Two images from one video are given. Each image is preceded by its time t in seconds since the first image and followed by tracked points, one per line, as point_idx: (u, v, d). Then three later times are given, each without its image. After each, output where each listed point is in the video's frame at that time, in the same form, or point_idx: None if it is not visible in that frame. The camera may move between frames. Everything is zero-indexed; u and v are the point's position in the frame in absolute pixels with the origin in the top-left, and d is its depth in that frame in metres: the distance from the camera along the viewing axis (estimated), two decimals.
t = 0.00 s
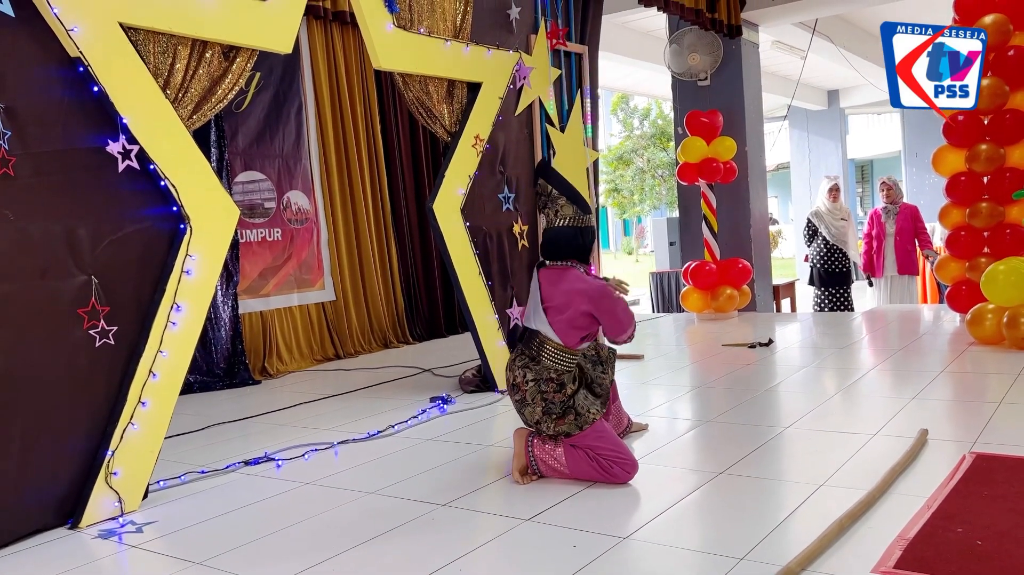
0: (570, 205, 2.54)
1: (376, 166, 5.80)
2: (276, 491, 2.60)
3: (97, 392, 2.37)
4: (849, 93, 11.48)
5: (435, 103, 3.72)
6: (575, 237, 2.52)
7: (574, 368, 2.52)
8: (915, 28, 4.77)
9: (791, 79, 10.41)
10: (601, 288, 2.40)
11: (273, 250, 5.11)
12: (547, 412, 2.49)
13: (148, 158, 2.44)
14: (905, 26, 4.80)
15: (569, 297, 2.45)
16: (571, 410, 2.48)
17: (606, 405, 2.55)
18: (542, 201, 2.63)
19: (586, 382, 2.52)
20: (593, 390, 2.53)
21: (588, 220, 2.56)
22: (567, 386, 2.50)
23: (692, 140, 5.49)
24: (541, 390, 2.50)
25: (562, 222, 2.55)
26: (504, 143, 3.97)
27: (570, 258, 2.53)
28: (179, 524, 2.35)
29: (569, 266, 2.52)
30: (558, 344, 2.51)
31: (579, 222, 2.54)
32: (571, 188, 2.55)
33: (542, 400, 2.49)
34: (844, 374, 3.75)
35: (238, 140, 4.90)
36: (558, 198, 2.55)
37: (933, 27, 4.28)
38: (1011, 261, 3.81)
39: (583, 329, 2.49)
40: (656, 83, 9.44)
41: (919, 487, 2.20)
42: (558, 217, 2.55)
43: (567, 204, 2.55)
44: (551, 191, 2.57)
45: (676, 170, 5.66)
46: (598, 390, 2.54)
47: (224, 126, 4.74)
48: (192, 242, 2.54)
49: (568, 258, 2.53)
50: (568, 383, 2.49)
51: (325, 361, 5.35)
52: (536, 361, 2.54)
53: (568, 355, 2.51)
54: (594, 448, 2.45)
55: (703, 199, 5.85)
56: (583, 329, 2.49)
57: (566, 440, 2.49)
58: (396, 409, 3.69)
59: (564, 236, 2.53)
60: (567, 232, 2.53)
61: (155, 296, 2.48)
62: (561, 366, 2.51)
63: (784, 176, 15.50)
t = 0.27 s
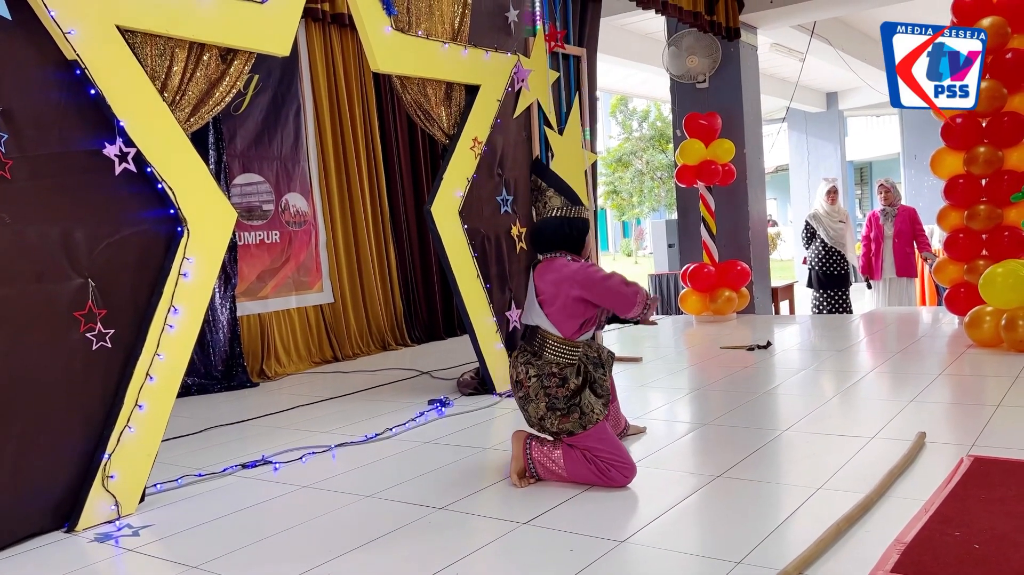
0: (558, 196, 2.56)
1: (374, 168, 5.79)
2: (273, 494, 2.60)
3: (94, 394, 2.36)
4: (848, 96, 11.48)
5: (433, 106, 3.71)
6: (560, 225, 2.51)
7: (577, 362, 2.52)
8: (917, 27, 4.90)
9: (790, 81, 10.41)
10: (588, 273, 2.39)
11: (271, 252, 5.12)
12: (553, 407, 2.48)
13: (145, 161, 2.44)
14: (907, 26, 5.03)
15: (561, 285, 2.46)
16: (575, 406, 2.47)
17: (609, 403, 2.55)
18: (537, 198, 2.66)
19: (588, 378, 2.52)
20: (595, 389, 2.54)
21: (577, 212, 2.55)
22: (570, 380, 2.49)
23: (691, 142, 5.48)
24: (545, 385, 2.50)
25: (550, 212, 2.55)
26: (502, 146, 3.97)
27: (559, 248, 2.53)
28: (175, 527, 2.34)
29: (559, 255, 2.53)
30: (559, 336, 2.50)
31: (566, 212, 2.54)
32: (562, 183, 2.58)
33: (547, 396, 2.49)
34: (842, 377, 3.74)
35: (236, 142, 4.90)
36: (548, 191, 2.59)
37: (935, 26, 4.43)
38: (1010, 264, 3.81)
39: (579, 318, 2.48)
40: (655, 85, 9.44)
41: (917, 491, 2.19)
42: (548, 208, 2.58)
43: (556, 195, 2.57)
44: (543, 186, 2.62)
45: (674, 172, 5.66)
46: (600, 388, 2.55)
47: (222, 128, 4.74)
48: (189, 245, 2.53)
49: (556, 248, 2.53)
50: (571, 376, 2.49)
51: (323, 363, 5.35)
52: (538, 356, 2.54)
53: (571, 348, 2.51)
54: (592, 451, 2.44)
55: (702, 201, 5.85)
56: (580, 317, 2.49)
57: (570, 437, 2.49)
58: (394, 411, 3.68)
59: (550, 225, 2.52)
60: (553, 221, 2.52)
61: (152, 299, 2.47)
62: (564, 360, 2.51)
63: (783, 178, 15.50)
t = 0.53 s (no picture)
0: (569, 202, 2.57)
1: (373, 170, 5.79)
2: (271, 496, 2.59)
3: (91, 397, 2.36)
4: (846, 98, 11.48)
5: (432, 108, 3.71)
6: (574, 232, 2.52)
7: (577, 370, 2.53)
8: (917, 27, 4.94)
9: (788, 83, 10.42)
10: (610, 289, 2.41)
11: (270, 254, 5.12)
12: (551, 413, 2.49)
13: (144, 162, 2.43)
14: (907, 27, 5.12)
15: (576, 298, 2.43)
16: (574, 412, 2.48)
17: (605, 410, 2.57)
18: (540, 200, 2.64)
19: (587, 386, 2.53)
20: (593, 394, 2.55)
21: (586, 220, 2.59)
22: (570, 387, 2.51)
23: (689, 144, 5.48)
24: (545, 391, 2.50)
25: (563, 218, 2.56)
26: (501, 147, 3.97)
27: (573, 257, 2.52)
28: (173, 530, 2.34)
29: (572, 264, 2.52)
30: (563, 345, 2.49)
31: (580, 219, 2.57)
32: (570, 188, 2.59)
33: (546, 400, 2.50)
34: (841, 379, 3.74)
35: (235, 144, 4.90)
36: (557, 195, 2.58)
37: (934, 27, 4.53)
38: (1009, 265, 3.81)
39: (588, 329, 2.48)
40: (653, 87, 9.45)
41: (917, 493, 2.19)
42: (559, 214, 2.57)
43: (566, 200, 2.57)
44: (550, 189, 2.60)
45: (673, 174, 5.66)
46: (598, 395, 2.56)
47: (221, 130, 4.74)
48: (187, 247, 2.53)
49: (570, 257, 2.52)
50: (571, 384, 2.50)
51: (322, 365, 5.34)
52: (539, 361, 2.53)
53: (572, 357, 2.51)
54: (590, 452, 2.44)
55: (701, 203, 5.85)
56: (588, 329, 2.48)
57: (565, 441, 2.50)
58: (392, 413, 3.68)
59: (565, 233, 2.52)
60: (568, 228, 2.52)
61: (150, 301, 2.47)
62: (565, 367, 2.51)
63: (782, 180, 15.51)
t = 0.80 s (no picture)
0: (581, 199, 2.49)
1: (372, 172, 5.79)
2: (271, 498, 2.59)
3: (90, 399, 2.35)
4: (845, 100, 11.50)
5: (431, 109, 3.71)
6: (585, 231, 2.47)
7: (579, 366, 2.53)
8: (918, 27, 5.04)
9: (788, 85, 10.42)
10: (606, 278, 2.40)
11: (269, 256, 5.11)
12: (556, 410, 2.47)
13: (143, 164, 2.43)
14: (906, 27, 5.24)
15: (578, 288, 2.45)
16: (579, 407, 2.47)
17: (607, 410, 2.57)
18: (550, 192, 2.53)
19: (590, 383, 2.53)
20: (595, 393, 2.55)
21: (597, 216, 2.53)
22: (574, 383, 2.50)
23: (688, 146, 5.49)
24: (549, 387, 2.49)
25: (574, 214, 2.48)
26: (500, 149, 3.97)
27: (574, 252, 2.50)
28: (172, 532, 2.33)
29: (572, 258, 2.51)
30: (565, 339, 2.50)
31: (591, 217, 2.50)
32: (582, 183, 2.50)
33: (550, 397, 2.48)
34: (841, 381, 3.74)
35: (234, 146, 4.90)
36: (568, 190, 2.49)
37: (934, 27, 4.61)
38: (1008, 267, 3.81)
39: (590, 322, 2.49)
40: (652, 89, 9.45)
41: (917, 495, 2.19)
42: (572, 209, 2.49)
43: (577, 196, 2.49)
44: (562, 182, 2.50)
45: (673, 176, 5.66)
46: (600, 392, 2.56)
47: (220, 132, 4.74)
48: (186, 248, 2.53)
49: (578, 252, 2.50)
50: (575, 380, 2.49)
51: (321, 367, 5.33)
52: (541, 358, 2.53)
53: (575, 352, 2.51)
54: (591, 454, 2.44)
55: (700, 205, 5.85)
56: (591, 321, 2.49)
57: (572, 440, 2.47)
58: (392, 415, 3.67)
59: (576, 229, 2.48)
60: (579, 225, 2.47)
61: (149, 303, 2.47)
62: (568, 362, 2.51)
63: (781, 182, 15.53)
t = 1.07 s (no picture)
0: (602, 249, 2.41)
1: (371, 174, 5.78)
2: (269, 502, 2.58)
3: (88, 402, 2.35)
4: (844, 102, 11.51)
5: (430, 112, 3.72)
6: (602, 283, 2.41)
7: (558, 388, 2.47)
8: (918, 27, 5.03)
9: (786, 87, 10.43)
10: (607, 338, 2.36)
11: (268, 258, 5.11)
12: (530, 431, 2.45)
13: (142, 167, 2.43)
14: (906, 26, 5.27)
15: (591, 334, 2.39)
16: (558, 427, 2.44)
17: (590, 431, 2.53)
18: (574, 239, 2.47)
19: (569, 404, 2.49)
20: (574, 413, 2.52)
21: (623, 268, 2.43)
22: (550, 406, 2.45)
23: (688, 149, 5.49)
24: (523, 409, 2.45)
25: (598, 264, 2.40)
26: (500, 152, 3.96)
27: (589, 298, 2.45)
28: (171, 536, 2.33)
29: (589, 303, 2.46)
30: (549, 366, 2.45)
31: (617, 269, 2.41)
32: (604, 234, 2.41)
33: (525, 418, 2.45)
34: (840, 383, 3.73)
35: (233, 148, 4.90)
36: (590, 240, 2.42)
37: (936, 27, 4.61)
38: (1007, 269, 3.81)
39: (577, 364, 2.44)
40: (651, 91, 9.47)
41: (917, 498, 2.19)
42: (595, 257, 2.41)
43: (596, 246, 2.42)
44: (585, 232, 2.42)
45: (672, 179, 5.66)
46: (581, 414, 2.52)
47: (219, 134, 4.74)
48: (184, 252, 2.52)
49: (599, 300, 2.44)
50: (550, 402, 2.44)
51: (320, 369, 5.33)
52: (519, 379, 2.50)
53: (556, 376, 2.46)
54: (588, 463, 2.42)
55: (699, 207, 5.86)
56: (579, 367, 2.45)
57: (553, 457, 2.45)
58: (391, 418, 3.67)
59: (598, 279, 2.41)
60: (596, 276, 2.40)
61: (147, 306, 2.46)
62: (545, 385, 2.46)
63: (780, 184, 15.54)
